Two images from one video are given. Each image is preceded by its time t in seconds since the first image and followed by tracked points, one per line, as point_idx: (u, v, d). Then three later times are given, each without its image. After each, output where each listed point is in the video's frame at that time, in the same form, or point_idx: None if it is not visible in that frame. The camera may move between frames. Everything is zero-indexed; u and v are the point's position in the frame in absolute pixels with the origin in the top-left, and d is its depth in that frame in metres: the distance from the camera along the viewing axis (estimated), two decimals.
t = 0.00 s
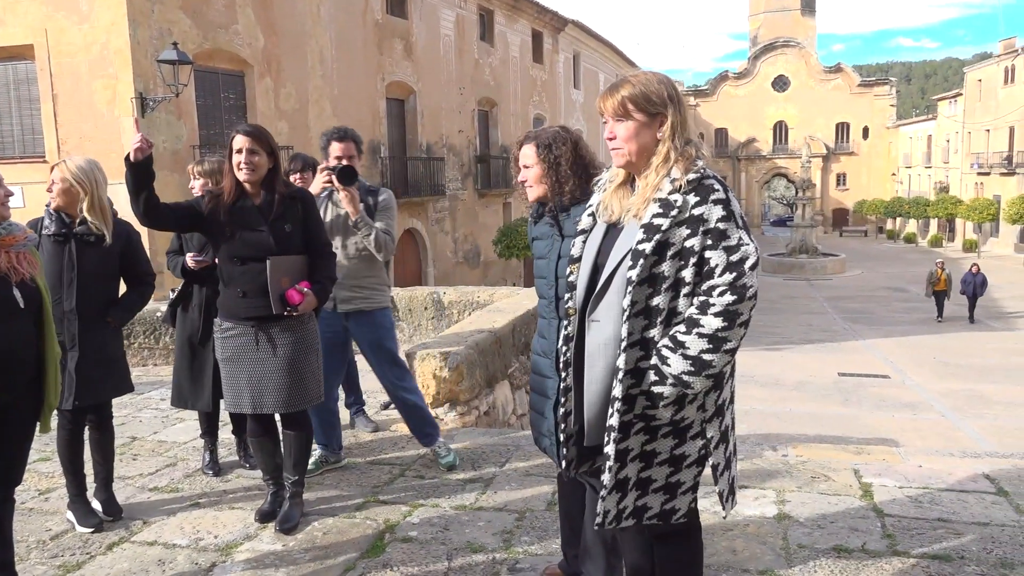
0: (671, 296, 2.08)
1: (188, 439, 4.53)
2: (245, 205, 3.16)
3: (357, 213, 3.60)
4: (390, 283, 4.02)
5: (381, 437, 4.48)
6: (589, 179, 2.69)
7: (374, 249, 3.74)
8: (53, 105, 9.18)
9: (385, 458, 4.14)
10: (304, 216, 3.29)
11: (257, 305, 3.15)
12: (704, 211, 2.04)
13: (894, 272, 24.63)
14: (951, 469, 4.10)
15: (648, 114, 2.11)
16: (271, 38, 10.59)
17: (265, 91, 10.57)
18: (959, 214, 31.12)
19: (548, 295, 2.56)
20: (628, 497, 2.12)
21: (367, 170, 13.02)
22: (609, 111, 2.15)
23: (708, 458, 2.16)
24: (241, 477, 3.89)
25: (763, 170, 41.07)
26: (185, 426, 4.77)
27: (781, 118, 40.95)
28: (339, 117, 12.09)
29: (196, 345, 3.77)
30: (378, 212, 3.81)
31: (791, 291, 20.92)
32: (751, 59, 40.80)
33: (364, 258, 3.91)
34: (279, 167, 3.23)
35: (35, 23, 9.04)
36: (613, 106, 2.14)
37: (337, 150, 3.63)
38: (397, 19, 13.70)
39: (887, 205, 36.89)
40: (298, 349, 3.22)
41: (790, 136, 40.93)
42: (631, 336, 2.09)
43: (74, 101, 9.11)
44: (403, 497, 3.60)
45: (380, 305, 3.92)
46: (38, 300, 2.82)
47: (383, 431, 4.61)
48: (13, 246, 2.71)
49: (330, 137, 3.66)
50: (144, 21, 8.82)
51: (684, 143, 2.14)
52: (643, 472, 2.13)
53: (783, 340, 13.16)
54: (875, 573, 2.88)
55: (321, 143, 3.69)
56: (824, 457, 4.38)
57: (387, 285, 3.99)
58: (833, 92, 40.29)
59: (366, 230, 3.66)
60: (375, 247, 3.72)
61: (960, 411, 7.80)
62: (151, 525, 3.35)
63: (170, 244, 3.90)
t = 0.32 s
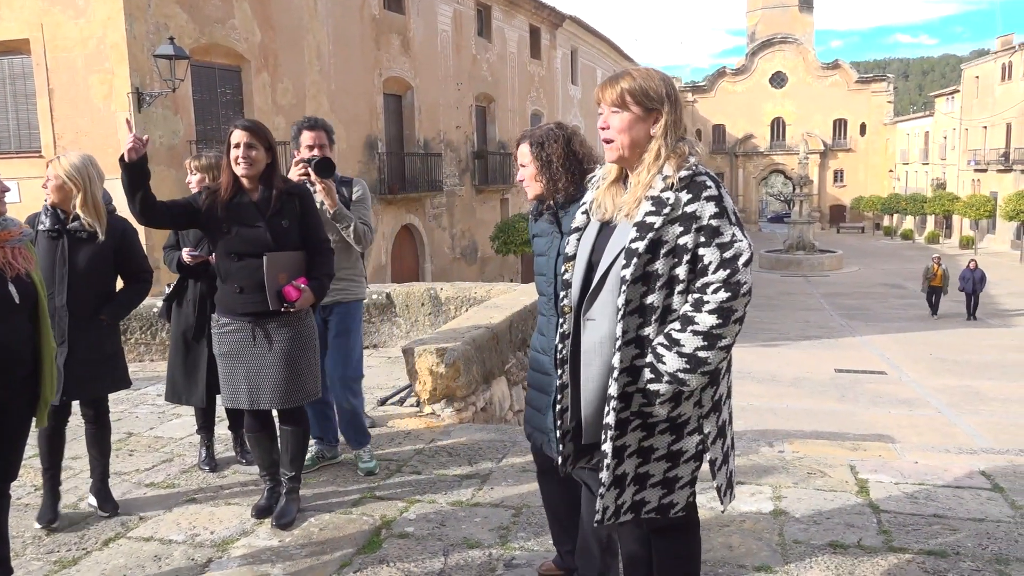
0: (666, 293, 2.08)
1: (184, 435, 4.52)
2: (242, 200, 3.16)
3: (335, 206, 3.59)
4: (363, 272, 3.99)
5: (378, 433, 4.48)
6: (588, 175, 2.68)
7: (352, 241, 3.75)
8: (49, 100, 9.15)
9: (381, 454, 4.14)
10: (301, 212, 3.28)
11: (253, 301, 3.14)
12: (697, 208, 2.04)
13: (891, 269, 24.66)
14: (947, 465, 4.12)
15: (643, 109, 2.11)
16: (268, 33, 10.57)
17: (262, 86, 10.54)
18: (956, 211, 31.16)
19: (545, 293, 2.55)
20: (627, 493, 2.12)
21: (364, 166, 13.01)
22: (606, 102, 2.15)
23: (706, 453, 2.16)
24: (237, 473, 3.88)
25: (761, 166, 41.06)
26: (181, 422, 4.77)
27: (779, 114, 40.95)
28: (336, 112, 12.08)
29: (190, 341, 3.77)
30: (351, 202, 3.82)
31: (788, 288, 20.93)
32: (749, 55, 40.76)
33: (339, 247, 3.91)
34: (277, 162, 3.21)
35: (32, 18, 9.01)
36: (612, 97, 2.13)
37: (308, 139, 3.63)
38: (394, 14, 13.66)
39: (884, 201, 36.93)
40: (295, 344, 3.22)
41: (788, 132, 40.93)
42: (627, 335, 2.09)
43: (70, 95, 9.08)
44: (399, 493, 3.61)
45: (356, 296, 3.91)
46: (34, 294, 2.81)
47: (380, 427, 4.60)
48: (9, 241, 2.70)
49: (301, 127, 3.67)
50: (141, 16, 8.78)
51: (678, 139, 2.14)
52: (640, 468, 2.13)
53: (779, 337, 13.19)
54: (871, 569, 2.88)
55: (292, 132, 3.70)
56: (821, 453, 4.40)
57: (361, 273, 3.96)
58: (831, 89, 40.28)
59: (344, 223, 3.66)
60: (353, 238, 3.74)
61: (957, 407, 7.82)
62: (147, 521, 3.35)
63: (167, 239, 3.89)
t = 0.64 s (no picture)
0: (662, 290, 2.08)
1: (183, 433, 4.52)
2: (239, 198, 3.15)
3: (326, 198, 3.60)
4: (357, 267, 3.98)
5: (377, 431, 4.48)
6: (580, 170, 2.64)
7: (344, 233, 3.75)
8: (48, 97, 9.15)
9: (381, 451, 4.14)
10: (299, 210, 3.27)
11: (252, 299, 3.13)
12: (693, 205, 2.03)
13: (890, 267, 24.67)
14: (945, 463, 4.11)
15: (644, 108, 2.11)
16: (267, 30, 10.56)
17: (262, 83, 10.53)
18: (955, 209, 31.14)
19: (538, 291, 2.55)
20: (623, 491, 2.12)
21: (363, 163, 13.00)
22: (605, 100, 2.13)
23: (702, 451, 2.17)
24: (236, 471, 3.88)
25: (761, 164, 41.05)
26: (180, 420, 4.76)
27: (778, 112, 40.94)
28: (336, 110, 12.09)
29: (187, 341, 3.76)
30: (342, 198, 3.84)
31: (788, 286, 20.94)
32: (748, 53, 40.72)
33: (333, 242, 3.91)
34: (275, 160, 3.21)
35: (30, 15, 9.00)
36: (611, 95, 2.12)
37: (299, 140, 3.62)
38: (394, 11, 13.64)
39: (884, 199, 36.92)
40: (294, 342, 3.21)
41: (788, 130, 40.91)
42: (623, 332, 2.08)
43: (69, 93, 9.07)
44: (398, 491, 3.61)
45: (352, 294, 3.90)
46: (29, 293, 2.81)
47: (379, 425, 4.60)
48: (7, 239, 2.71)
49: (292, 127, 3.66)
50: (139, 13, 8.76)
51: (676, 137, 2.14)
52: (636, 466, 2.13)
53: (778, 335, 13.20)
54: (869, 567, 2.88)
55: (284, 133, 3.68)
56: (820, 451, 4.40)
57: (355, 269, 3.95)
58: (830, 86, 40.27)
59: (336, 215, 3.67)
60: (345, 231, 3.74)
61: (955, 405, 7.82)
62: (145, 519, 3.34)
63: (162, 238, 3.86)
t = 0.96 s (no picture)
0: (654, 295, 2.08)
1: (176, 438, 4.50)
2: (231, 203, 3.15)
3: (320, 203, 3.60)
4: (349, 273, 3.97)
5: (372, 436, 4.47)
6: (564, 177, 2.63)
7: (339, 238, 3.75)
8: (42, 102, 9.13)
9: (375, 456, 4.13)
10: (292, 215, 3.27)
11: (246, 304, 3.13)
12: (684, 208, 2.04)
13: (885, 271, 24.74)
14: (939, 466, 4.12)
15: (634, 113, 2.12)
16: (262, 35, 10.56)
17: (256, 88, 10.53)
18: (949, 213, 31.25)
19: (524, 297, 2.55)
20: (615, 496, 2.11)
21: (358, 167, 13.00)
22: (595, 105, 2.14)
23: (694, 456, 2.17)
24: (230, 476, 3.88)
25: (756, 168, 41.15)
26: (174, 425, 4.75)
27: (773, 116, 41.07)
28: (331, 114, 12.09)
29: (179, 349, 3.75)
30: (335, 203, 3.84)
31: (783, 290, 20.99)
32: (743, 58, 40.86)
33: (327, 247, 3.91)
34: (266, 164, 3.21)
35: (24, 20, 8.99)
36: (601, 100, 2.13)
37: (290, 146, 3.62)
38: (389, 16, 13.66)
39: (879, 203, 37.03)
40: (288, 348, 3.21)
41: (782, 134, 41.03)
42: (615, 336, 2.09)
43: (62, 98, 9.05)
44: (392, 496, 3.60)
45: (345, 298, 3.90)
46: (22, 298, 2.81)
47: (373, 430, 4.59)
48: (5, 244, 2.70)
49: (283, 133, 3.67)
50: (134, 18, 8.74)
51: (666, 142, 2.15)
52: (629, 471, 2.13)
53: (773, 339, 13.22)
54: (864, 571, 2.88)
55: (274, 138, 3.68)
56: (814, 455, 4.40)
57: (348, 275, 3.95)
58: (824, 91, 40.41)
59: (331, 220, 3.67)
60: (340, 236, 3.74)
61: (950, 409, 7.84)
62: (139, 525, 3.33)
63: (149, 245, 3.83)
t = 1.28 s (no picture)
0: (651, 295, 2.08)
1: (178, 441, 4.51)
2: (231, 207, 3.16)
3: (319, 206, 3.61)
4: (348, 276, 3.99)
5: (373, 438, 4.48)
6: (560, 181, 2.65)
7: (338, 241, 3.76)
8: (43, 105, 9.16)
9: (376, 458, 4.14)
10: (291, 219, 3.28)
11: (247, 307, 3.14)
12: (679, 208, 2.04)
13: (886, 272, 24.74)
14: (940, 467, 4.11)
15: (632, 114, 2.13)
16: (262, 38, 10.58)
17: (257, 91, 10.56)
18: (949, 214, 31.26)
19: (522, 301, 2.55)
20: (617, 497, 2.11)
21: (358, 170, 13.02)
22: (594, 104, 2.16)
23: (695, 456, 2.18)
24: (232, 479, 3.88)
25: (756, 170, 41.16)
26: (175, 428, 4.76)
27: (773, 118, 41.09)
28: (331, 117, 12.11)
29: (176, 352, 3.76)
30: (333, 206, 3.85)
31: (784, 291, 20.99)
32: (743, 59, 40.88)
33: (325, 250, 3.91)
34: (265, 168, 3.22)
35: (26, 24, 9.02)
36: (601, 100, 2.14)
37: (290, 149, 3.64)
38: (389, 19, 13.69)
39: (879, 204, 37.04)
40: (289, 351, 3.21)
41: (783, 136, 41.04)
42: (613, 337, 2.09)
43: (63, 101, 9.08)
44: (393, 497, 3.61)
45: (343, 302, 3.91)
46: (21, 302, 2.82)
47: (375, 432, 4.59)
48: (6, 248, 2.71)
49: (283, 136, 3.68)
50: (135, 22, 8.76)
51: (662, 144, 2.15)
52: (630, 472, 2.13)
53: (774, 340, 13.22)
54: (865, 572, 2.88)
55: (274, 141, 3.69)
56: (816, 456, 4.40)
57: (346, 277, 3.96)
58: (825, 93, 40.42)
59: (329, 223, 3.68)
60: (339, 238, 3.75)
61: (951, 410, 7.84)
62: (141, 527, 3.34)
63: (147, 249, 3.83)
